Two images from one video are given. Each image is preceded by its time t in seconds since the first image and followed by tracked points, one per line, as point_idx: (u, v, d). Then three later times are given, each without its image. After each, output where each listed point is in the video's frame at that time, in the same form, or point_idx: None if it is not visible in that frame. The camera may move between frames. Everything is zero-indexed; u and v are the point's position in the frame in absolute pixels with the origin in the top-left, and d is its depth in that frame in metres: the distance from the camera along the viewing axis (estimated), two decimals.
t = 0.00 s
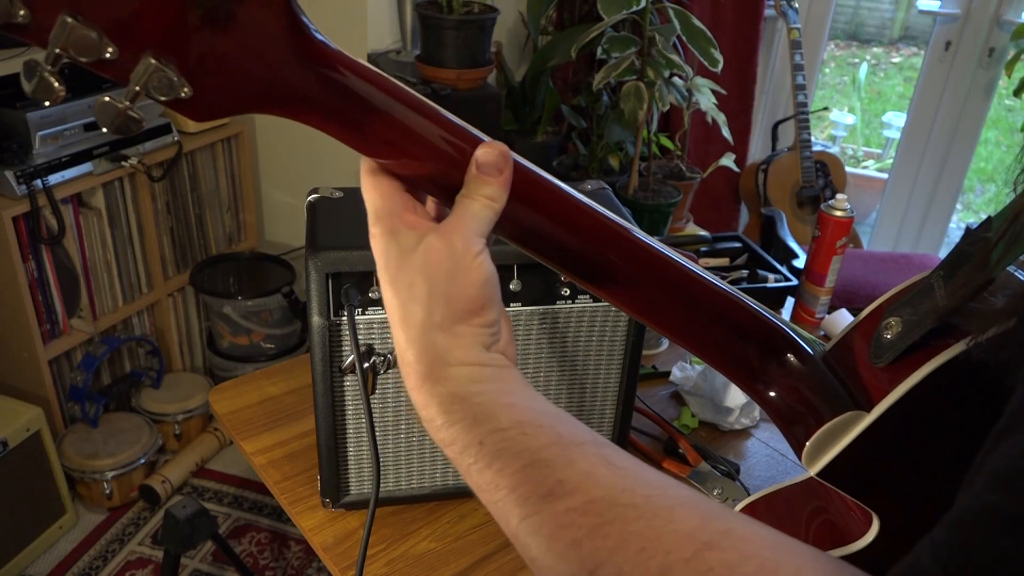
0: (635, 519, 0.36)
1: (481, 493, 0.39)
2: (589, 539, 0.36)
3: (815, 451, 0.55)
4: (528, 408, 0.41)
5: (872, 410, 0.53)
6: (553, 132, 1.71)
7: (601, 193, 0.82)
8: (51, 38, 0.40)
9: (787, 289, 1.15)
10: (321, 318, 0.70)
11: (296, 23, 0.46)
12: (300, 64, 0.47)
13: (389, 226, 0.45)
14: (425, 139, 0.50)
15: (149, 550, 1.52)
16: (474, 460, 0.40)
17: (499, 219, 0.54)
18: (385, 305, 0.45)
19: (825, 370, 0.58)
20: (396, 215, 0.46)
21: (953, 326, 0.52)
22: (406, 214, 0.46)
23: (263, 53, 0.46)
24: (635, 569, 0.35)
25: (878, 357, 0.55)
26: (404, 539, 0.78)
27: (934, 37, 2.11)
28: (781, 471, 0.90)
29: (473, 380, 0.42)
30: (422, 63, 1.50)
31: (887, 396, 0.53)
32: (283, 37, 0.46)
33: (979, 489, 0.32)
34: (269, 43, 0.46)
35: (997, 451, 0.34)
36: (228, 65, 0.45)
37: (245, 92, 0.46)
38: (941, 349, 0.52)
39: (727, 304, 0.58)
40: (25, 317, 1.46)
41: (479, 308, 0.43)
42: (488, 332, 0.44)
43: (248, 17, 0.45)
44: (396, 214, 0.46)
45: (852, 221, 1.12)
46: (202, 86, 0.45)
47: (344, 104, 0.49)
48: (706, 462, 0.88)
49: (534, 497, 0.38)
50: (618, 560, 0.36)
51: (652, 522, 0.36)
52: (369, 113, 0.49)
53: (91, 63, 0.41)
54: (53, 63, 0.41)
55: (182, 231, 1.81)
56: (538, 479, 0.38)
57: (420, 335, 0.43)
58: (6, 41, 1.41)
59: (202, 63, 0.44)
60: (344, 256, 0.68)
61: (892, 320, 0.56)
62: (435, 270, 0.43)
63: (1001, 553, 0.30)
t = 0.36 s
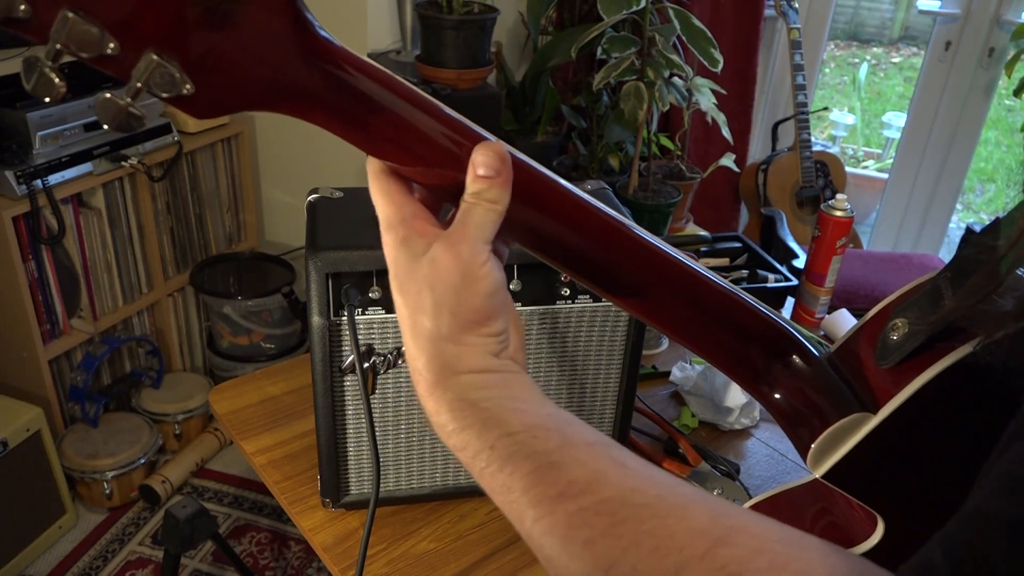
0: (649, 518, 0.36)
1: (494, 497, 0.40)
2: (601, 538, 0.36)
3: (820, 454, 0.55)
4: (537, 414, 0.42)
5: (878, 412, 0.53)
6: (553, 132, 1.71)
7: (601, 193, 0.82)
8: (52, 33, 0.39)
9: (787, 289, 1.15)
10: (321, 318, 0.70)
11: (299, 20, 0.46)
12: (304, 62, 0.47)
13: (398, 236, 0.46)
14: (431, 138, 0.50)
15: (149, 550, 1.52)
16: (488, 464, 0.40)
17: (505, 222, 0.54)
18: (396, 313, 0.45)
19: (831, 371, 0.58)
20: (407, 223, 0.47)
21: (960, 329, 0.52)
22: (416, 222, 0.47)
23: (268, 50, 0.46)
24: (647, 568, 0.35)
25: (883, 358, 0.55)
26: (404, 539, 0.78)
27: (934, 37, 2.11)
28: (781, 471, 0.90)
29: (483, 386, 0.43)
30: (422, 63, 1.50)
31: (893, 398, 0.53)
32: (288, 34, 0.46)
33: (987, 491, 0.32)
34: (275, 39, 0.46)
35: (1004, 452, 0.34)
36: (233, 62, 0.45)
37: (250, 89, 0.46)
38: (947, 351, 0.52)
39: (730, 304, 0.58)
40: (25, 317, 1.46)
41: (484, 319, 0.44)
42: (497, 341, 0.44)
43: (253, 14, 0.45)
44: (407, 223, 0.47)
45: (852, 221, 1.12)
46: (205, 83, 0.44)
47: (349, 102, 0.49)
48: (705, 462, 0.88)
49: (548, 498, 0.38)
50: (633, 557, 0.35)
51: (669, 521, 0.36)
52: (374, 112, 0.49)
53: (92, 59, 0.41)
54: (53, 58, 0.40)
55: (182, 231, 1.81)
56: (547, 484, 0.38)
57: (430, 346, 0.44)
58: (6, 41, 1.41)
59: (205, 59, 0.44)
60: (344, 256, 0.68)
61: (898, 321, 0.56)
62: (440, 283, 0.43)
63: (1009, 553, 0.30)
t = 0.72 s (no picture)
0: (656, 525, 0.36)
1: (488, 500, 0.40)
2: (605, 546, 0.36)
3: (820, 451, 0.55)
4: (552, 417, 0.42)
5: (877, 410, 0.53)
6: (553, 132, 1.71)
7: (601, 193, 0.82)
8: (57, 33, 0.39)
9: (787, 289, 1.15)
10: (321, 318, 0.70)
11: (299, 18, 0.46)
12: (303, 59, 0.47)
13: (402, 234, 0.45)
14: (431, 136, 0.50)
15: (149, 550, 1.52)
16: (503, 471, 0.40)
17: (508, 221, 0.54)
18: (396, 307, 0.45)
19: (830, 368, 0.58)
20: (415, 220, 0.46)
21: (956, 327, 0.51)
22: (427, 218, 0.47)
23: (269, 48, 0.46)
24: (648, 572, 0.35)
25: (882, 357, 0.55)
26: (404, 539, 0.78)
27: (934, 37, 2.11)
28: (781, 471, 0.90)
29: (502, 391, 0.42)
30: (422, 64, 1.50)
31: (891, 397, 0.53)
32: (288, 31, 0.46)
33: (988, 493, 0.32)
34: (276, 36, 0.46)
35: (1005, 453, 0.34)
36: (234, 60, 0.45)
37: (250, 85, 0.46)
38: (944, 348, 0.51)
39: (729, 302, 0.58)
40: (25, 317, 1.46)
41: (490, 316, 0.43)
42: (495, 341, 0.44)
43: (254, 11, 0.45)
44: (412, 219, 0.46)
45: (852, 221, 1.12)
46: (207, 82, 0.44)
47: (349, 100, 0.49)
48: (705, 462, 0.88)
49: (542, 503, 0.38)
50: (633, 563, 0.35)
51: (667, 527, 0.36)
52: (374, 110, 0.49)
53: (96, 58, 0.41)
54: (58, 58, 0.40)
55: (182, 232, 1.81)
56: (535, 481, 0.38)
57: (431, 342, 0.43)
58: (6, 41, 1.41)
59: (209, 57, 0.44)
60: (343, 256, 0.68)
61: (897, 319, 0.55)
62: (448, 280, 0.42)
63: (1009, 556, 0.30)
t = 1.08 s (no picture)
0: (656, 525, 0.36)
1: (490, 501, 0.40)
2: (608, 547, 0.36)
3: (819, 455, 0.55)
4: (552, 419, 0.42)
5: (877, 412, 0.53)
6: (553, 132, 1.70)
7: (601, 193, 0.82)
8: (50, 40, 0.39)
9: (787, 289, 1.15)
10: (321, 318, 0.70)
11: (296, 23, 0.46)
12: (299, 63, 0.47)
13: (408, 249, 0.46)
14: (428, 143, 0.50)
15: (149, 550, 1.52)
16: (500, 474, 0.40)
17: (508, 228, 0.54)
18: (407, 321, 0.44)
19: (829, 372, 0.58)
20: (414, 233, 0.46)
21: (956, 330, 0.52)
22: (425, 231, 0.46)
23: (266, 53, 0.46)
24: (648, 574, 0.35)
25: (881, 359, 0.55)
26: (404, 539, 0.78)
27: (934, 37, 2.11)
28: (781, 471, 0.90)
29: (500, 393, 0.42)
30: (422, 63, 1.50)
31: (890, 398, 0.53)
32: (285, 33, 0.46)
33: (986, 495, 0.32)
34: (272, 41, 0.46)
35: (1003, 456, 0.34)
36: (229, 66, 0.45)
37: (245, 90, 0.46)
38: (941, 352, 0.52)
39: (724, 302, 0.58)
40: (25, 317, 1.46)
41: (500, 327, 0.43)
42: (510, 348, 0.44)
43: (250, 16, 0.45)
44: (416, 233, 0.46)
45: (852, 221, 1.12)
46: (202, 88, 0.45)
47: (345, 106, 0.49)
48: (706, 462, 0.88)
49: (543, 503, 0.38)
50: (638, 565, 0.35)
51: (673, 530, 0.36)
52: (369, 115, 0.49)
53: (90, 66, 0.41)
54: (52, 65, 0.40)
55: (182, 231, 1.81)
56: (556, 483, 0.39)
57: (445, 356, 0.43)
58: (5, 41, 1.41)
59: (204, 63, 0.44)
60: (343, 256, 0.68)
61: (894, 322, 0.56)
62: (457, 293, 0.42)
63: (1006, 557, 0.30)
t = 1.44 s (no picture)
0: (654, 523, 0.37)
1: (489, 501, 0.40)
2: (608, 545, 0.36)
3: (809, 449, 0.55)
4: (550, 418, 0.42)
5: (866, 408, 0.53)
6: (553, 132, 1.70)
7: (601, 193, 0.82)
8: (48, 36, 0.39)
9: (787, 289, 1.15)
10: (321, 318, 0.70)
11: (292, 20, 0.46)
12: (297, 59, 0.47)
13: (549, 327, 0.51)
14: (429, 142, 0.50)
15: (149, 550, 1.52)
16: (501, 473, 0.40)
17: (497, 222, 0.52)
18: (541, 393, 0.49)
19: (822, 370, 0.57)
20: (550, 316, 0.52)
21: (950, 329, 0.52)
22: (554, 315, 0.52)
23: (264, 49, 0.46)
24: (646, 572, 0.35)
25: (872, 356, 0.55)
26: (404, 539, 0.78)
27: (934, 38, 2.11)
28: (781, 471, 0.90)
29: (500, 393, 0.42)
30: (422, 63, 1.49)
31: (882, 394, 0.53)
32: (281, 30, 0.46)
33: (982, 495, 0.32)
34: (269, 38, 0.46)
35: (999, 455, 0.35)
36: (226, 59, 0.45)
37: (242, 84, 0.46)
38: (933, 349, 0.52)
39: (720, 300, 0.57)
40: (25, 317, 1.46)
41: (621, 403, 0.47)
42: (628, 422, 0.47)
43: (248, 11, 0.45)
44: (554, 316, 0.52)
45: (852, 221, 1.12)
46: (199, 82, 0.45)
47: (342, 103, 0.49)
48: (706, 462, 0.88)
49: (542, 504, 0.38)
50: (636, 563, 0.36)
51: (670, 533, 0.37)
52: (366, 112, 0.49)
53: (88, 61, 0.41)
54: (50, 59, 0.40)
55: (182, 231, 1.81)
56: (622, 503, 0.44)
57: (572, 424, 0.47)
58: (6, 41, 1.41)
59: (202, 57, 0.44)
60: (343, 256, 0.68)
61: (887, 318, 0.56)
62: (585, 369, 0.46)
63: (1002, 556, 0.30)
